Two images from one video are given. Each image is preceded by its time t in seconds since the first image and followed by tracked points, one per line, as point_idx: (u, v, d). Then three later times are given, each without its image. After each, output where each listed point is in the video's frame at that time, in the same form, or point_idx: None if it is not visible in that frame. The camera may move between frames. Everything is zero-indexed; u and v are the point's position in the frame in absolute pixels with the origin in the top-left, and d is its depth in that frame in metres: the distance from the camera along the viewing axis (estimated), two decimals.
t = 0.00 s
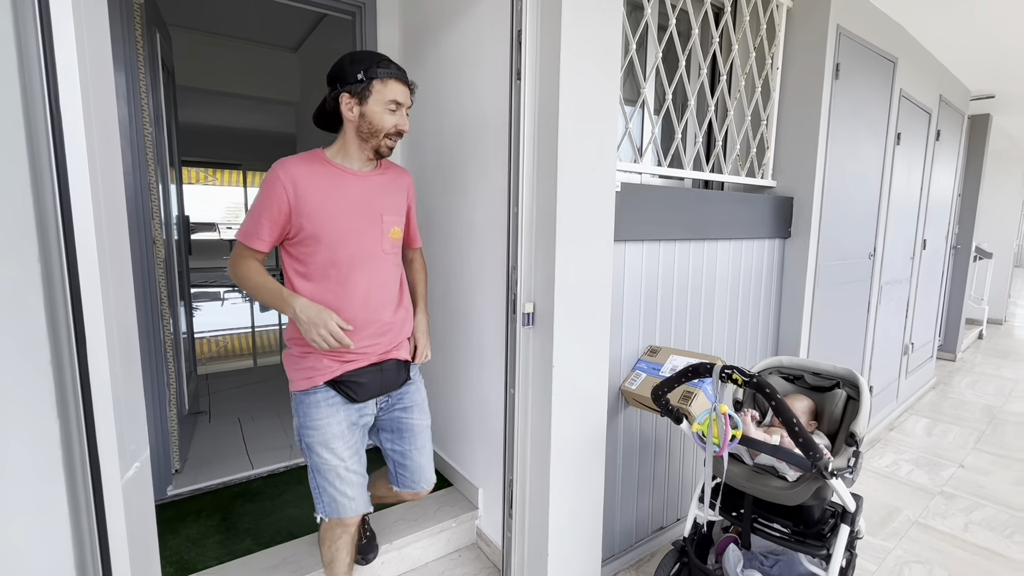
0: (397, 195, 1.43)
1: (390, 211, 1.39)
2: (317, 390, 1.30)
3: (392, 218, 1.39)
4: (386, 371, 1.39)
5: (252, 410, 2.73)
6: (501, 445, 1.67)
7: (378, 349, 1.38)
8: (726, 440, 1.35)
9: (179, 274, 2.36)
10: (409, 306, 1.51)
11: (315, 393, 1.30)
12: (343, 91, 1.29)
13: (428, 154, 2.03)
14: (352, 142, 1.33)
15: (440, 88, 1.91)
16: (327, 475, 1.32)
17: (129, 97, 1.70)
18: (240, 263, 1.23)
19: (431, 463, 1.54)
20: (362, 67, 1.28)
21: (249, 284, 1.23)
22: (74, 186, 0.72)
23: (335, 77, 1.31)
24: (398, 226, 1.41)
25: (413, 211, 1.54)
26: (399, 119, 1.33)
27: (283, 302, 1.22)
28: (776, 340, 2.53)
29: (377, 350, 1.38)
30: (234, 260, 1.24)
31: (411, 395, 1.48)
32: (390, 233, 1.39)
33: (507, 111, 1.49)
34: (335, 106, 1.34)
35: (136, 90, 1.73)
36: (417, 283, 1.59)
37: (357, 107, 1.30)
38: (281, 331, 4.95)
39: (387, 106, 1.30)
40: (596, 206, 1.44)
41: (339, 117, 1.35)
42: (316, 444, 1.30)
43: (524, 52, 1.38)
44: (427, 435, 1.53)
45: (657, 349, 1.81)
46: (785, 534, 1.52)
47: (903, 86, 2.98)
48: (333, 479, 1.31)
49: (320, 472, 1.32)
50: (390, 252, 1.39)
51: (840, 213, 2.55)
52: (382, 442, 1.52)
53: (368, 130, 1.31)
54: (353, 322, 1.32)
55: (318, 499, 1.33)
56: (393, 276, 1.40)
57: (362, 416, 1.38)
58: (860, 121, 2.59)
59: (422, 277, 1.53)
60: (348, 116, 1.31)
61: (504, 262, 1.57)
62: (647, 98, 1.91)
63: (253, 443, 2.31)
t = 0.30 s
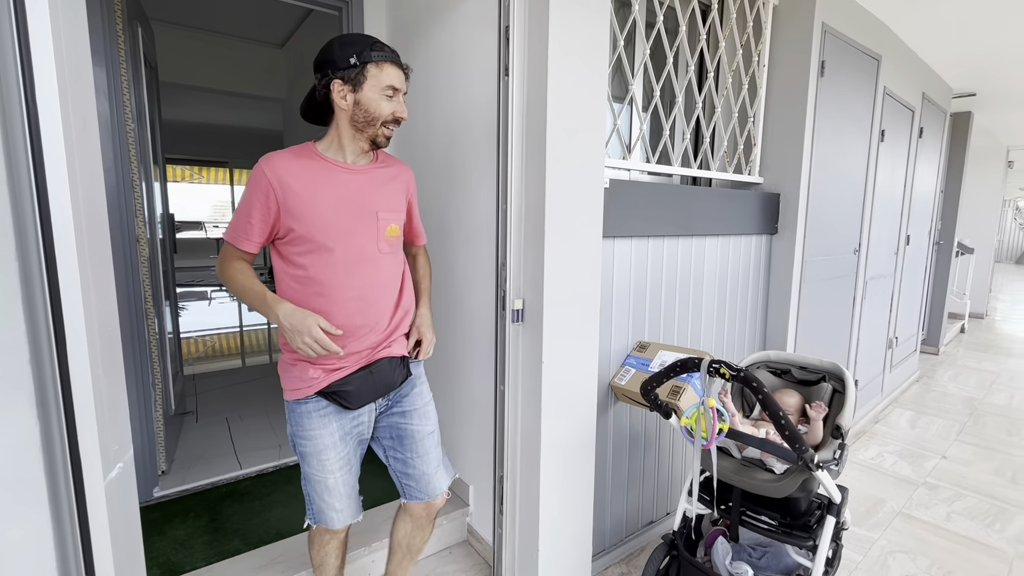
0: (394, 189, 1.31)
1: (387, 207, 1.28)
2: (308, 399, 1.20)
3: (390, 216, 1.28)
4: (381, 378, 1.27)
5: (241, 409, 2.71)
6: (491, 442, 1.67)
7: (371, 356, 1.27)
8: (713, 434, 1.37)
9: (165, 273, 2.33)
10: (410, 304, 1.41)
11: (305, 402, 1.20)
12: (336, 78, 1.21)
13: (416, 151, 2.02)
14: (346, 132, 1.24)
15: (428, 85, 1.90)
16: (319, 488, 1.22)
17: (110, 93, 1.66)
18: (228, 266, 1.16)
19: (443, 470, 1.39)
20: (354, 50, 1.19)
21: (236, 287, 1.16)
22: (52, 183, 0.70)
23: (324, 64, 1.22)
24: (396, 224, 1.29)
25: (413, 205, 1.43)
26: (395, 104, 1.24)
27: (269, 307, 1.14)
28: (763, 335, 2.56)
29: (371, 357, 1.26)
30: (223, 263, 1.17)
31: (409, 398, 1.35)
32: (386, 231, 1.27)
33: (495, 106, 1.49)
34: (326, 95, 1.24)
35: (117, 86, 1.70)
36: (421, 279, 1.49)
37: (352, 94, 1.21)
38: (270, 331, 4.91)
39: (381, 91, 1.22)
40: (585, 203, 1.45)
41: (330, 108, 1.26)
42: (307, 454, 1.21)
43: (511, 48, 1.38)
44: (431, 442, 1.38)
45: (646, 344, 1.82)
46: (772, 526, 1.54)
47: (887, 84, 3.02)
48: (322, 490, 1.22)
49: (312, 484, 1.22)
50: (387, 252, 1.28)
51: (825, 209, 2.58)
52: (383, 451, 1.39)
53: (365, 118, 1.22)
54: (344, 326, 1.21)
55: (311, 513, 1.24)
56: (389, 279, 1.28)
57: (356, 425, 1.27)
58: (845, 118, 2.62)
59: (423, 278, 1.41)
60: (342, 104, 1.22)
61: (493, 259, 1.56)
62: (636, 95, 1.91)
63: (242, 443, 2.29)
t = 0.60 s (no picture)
0: (414, 193, 1.17)
1: (408, 214, 1.13)
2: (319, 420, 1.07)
3: (411, 224, 1.14)
4: (395, 399, 1.14)
5: (225, 408, 2.67)
6: (478, 437, 1.66)
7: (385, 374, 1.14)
8: (699, 425, 1.37)
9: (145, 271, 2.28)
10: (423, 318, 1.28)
11: (312, 421, 1.06)
12: (370, 77, 1.06)
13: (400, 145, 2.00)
14: (373, 136, 1.09)
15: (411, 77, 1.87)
16: (324, 511, 1.09)
17: (82, 85, 1.62)
18: (227, 266, 1.00)
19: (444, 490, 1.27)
20: (396, 51, 1.05)
21: (235, 292, 1.00)
22: (15, 175, 0.68)
23: (356, 60, 1.07)
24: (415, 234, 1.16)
25: (430, 209, 1.30)
26: (430, 113, 1.12)
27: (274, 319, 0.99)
28: (749, 328, 2.58)
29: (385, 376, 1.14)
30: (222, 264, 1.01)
31: (419, 416, 1.23)
32: (405, 241, 1.13)
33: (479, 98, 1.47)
34: (353, 94, 1.08)
35: (90, 78, 1.66)
36: (430, 290, 1.36)
37: (386, 96, 1.07)
38: (256, 328, 4.85)
39: (417, 97, 1.09)
40: (570, 196, 1.44)
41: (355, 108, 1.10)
42: (315, 476, 1.08)
43: (494, 39, 1.35)
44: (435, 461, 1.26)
45: (632, 338, 1.82)
46: (758, 516, 1.56)
47: (870, 77, 3.05)
48: (328, 515, 1.08)
49: (317, 507, 1.09)
50: (404, 264, 1.14)
51: (809, 201, 2.61)
52: (380, 472, 1.25)
53: (398, 124, 1.09)
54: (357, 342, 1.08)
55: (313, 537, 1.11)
56: (406, 293, 1.15)
57: (365, 445, 1.14)
58: (828, 111, 2.64)
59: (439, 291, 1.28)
60: (373, 106, 1.07)
61: (478, 253, 1.55)
62: (621, 88, 1.90)
63: (226, 441, 2.26)
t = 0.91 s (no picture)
0: (454, 240, 1.07)
1: (454, 260, 1.03)
2: (393, 498, 0.90)
3: (456, 272, 1.03)
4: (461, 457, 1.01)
5: (207, 406, 2.63)
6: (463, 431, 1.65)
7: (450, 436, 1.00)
8: (681, 415, 1.37)
9: (120, 268, 2.23)
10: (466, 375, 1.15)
11: (386, 498, 0.90)
12: (418, 122, 0.94)
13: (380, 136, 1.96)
14: (421, 183, 0.98)
15: (390, 67, 1.84)
16: None
17: (47, 75, 1.56)
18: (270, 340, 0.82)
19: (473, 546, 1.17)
20: (445, 96, 0.95)
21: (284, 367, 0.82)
22: None
23: (400, 105, 0.95)
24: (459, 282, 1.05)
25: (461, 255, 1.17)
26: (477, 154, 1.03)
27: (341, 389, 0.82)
28: (732, 318, 2.60)
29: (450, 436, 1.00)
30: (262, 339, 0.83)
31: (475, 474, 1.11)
32: (453, 289, 1.02)
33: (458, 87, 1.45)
34: (396, 140, 0.96)
35: (55, 68, 1.60)
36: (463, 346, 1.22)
37: (437, 140, 0.96)
38: (241, 325, 4.79)
39: (466, 138, 0.99)
40: (551, 186, 1.43)
41: (397, 155, 0.97)
42: (388, 564, 0.91)
43: (473, 28, 1.33)
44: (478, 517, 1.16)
45: (616, 329, 1.82)
46: (741, 503, 1.57)
47: (851, 68, 3.07)
48: None
49: None
50: (454, 315, 1.02)
51: (792, 191, 2.62)
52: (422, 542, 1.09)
53: (449, 168, 0.98)
54: (424, 404, 0.94)
55: None
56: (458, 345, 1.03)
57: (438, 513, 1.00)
58: (810, 101, 2.66)
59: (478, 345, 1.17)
60: (422, 150, 0.96)
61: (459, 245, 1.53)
62: (603, 78, 1.89)
63: (208, 440, 2.22)
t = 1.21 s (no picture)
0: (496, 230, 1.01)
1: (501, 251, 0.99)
2: (483, 502, 0.86)
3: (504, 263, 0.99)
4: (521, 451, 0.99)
5: (186, 405, 2.58)
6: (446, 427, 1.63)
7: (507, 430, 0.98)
8: (664, 406, 1.36)
9: (91, 266, 2.16)
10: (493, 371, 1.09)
11: (482, 507, 0.86)
12: (498, 105, 0.80)
13: (358, 128, 1.92)
14: (491, 173, 0.86)
15: (366, 57, 1.80)
16: None
17: (4, 65, 1.49)
18: (368, 347, 0.68)
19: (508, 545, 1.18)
20: (520, 76, 0.82)
21: (385, 378, 0.69)
22: None
23: (473, 86, 0.79)
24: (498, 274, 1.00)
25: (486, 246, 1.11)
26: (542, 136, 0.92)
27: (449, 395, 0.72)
28: (716, 308, 2.61)
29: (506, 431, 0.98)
30: (354, 345, 0.68)
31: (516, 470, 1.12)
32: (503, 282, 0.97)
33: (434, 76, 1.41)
34: (470, 125, 0.80)
35: (13, 58, 1.53)
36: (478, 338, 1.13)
37: (513, 126, 0.83)
38: (223, 322, 4.72)
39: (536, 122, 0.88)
40: (530, 178, 1.40)
41: (467, 143, 0.82)
42: None
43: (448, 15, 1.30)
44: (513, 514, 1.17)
45: (599, 322, 1.81)
46: (723, 493, 1.59)
47: (832, 58, 3.08)
48: None
49: None
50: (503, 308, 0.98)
51: (774, 182, 2.63)
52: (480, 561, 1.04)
53: (523, 155, 0.87)
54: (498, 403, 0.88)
55: None
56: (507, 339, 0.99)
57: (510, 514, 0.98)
58: (792, 91, 2.66)
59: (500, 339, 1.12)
60: (498, 138, 0.83)
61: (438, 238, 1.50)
62: (583, 68, 1.86)
63: (186, 440, 2.18)
